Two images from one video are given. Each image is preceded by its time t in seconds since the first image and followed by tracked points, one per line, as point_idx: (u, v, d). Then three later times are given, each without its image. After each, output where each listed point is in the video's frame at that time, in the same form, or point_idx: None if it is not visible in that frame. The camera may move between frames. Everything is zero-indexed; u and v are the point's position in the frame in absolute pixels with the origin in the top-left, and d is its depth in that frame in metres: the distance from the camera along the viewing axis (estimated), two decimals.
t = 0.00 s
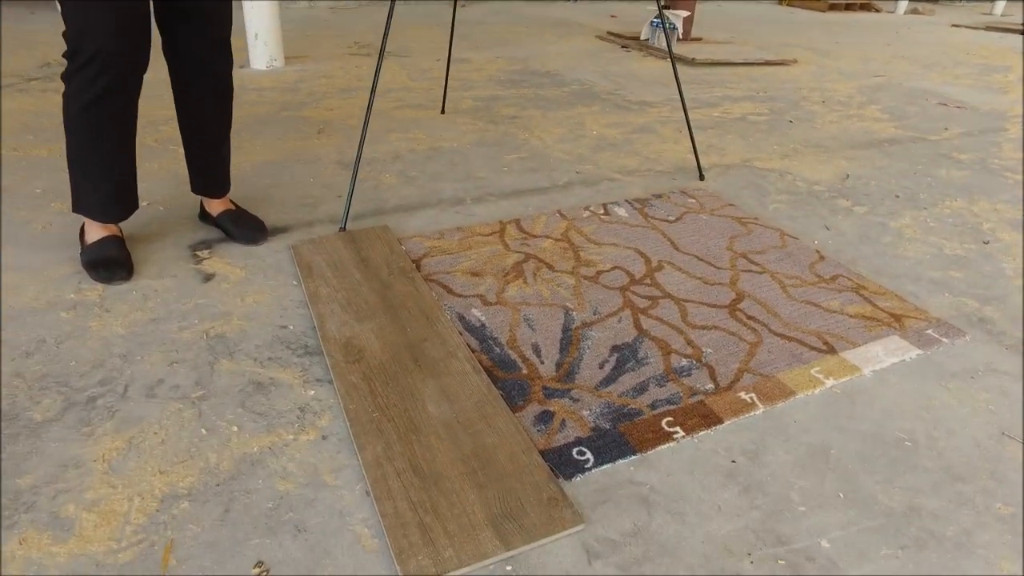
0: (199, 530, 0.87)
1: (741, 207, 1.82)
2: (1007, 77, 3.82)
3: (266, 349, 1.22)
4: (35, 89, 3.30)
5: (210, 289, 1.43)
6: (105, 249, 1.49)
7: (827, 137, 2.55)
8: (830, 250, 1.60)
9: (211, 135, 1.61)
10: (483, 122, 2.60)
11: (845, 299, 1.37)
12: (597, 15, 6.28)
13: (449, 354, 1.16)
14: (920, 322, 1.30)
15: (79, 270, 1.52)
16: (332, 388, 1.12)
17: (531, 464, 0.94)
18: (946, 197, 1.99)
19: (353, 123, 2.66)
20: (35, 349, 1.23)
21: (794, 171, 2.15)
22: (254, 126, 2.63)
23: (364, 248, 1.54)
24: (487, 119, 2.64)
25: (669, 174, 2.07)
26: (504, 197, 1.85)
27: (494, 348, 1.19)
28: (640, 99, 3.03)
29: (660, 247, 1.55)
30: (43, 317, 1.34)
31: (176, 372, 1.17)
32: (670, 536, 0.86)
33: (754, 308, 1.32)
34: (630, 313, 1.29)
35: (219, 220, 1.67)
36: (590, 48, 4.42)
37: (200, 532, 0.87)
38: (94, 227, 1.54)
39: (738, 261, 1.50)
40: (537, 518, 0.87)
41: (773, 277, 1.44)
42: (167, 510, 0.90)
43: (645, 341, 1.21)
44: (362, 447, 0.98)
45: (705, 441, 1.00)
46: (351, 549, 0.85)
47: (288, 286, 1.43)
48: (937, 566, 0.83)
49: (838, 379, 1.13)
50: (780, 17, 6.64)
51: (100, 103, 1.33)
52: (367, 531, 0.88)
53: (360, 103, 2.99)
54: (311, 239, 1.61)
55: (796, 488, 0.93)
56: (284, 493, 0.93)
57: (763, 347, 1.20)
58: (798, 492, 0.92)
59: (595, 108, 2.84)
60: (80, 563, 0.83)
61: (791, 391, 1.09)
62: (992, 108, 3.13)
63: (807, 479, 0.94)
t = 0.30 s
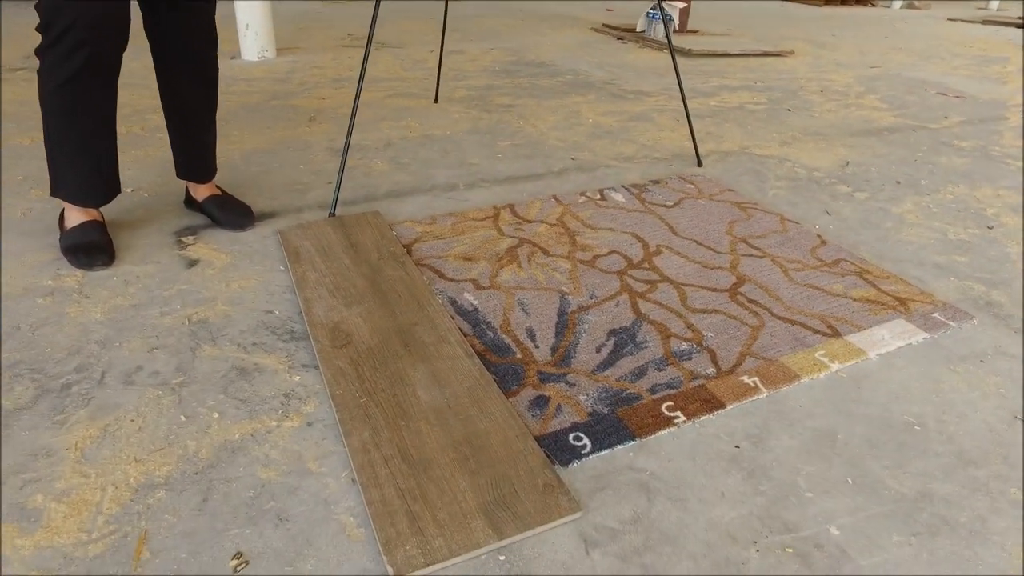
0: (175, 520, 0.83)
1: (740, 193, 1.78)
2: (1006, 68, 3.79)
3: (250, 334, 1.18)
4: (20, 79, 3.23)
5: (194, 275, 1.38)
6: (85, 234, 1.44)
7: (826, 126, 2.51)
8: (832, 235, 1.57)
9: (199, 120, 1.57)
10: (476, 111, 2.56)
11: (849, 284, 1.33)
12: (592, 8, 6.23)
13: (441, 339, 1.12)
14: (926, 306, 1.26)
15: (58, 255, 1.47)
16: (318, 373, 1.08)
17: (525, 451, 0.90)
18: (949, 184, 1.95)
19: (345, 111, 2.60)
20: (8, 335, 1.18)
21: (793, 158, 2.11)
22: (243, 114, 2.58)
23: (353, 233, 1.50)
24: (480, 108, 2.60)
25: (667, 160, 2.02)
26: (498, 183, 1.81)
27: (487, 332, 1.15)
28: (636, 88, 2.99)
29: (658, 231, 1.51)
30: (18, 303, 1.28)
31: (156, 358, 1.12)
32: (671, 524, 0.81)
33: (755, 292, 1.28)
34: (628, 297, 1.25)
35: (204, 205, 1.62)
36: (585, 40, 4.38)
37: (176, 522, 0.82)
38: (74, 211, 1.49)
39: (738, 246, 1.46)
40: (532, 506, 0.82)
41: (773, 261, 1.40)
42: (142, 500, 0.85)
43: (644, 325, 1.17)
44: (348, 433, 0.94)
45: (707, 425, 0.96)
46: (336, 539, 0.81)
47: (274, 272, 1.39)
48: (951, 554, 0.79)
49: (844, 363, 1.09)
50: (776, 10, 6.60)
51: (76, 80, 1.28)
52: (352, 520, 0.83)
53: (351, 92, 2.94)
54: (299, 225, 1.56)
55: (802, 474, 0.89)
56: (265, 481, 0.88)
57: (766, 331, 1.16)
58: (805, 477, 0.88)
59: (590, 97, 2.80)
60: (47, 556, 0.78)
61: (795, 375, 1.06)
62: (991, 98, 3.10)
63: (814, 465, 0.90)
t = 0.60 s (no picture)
0: (155, 521, 0.81)
1: (732, 187, 1.76)
2: (995, 64, 3.80)
3: (235, 331, 1.16)
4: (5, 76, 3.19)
5: (178, 272, 1.36)
6: (67, 232, 1.41)
7: (817, 120, 2.51)
8: (824, 228, 1.56)
9: (184, 114, 1.54)
10: (467, 106, 2.54)
11: (841, 277, 1.32)
12: (584, 5, 6.21)
13: (428, 335, 1.10)
14: (918, 299, 1.25)
15: (38, 253, 1.44)
16: (304, 370, 1.06)
17: (514, 447, 0.88)
18: (939, 177, 1.95)
19: (334, 107, 2.58)
20: None
21: (785, 152, 2.10)
22: (230, 111, 2.55)
23: (341, 229, 1.48)
24: (471, 104, 2.58)
25: (658, 155, 2.01)
26: (488, 178, 1.79)
27: (476, 328, 1.13)
28: (628, 84, 2.97)
29: (649, 225, 1.49)
30: None
31: (138, 356, 1.10)
32: (662, 521, 0.80)
33: (747, 286, 1.27)
34: (618, 292, 1.23)
35: (190, 201, 1.60)
36: (577, 36, 4.36)
37: (156, 523, 0.80)
38: (55, 208, 1.46)
39: (730, 239, 1.45)
40: (520, 503, 0.81)
41: (765, 255, 1.39)
42: (121, 501, 0.83)
43: (635, 320, 1.15)
44: (334, 431, 0.92)
45: (698, 420, 0.94)
46: (320, 539, 0.79)
47: (260, 268, 1.36)
48: (945, 547, 0.78)
49: (836, 356, 1.08)
50: (768, 7, 6.60)
51: (56, 73, 1.25)
52: (337, 519, 0.81)
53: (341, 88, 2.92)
54: (286, 221, 1.54)
55: (795, 468, 0.87)
56: (249, 481, 0.86)
57: (758, 325, 1.15)
58: (797, 472, 0.87)
59: (581, 92, 2.78)
60: (22, 560, 0.76)
61: (787, 368, 1.04)
62: (981, 92, 3.10)
63: (806, 459, 0.89)
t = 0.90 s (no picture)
0: (127, 531, 0.78)
1: (722, 184, 1.75)
2: (984, 60, 3.80)
3: (215, 333, 1.13)
4: None
5: (159, 273, 1.33)
6: (44, 233, 1.38)
7: (808, 117, 2.50)
8: (814, 225, 1.54)
9: (166, 111, 1.51)
10: (455, 104, 2.51)
11: (832, 274, 1.30)
12: (575, 3, 6.19)
13: (412, 337, 1.08)
14: (910, 296, 1.24)
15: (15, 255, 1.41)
16: (285, 373, 1.04)
17: (498, 451, 0.86)
18: (930, 173, 1.94)
19: (321, 106, 2.55)
20: None
21: (775, 149, 2.09)
22: (216, 110, 2.51)
23: (325, 229, 1.45)
24: (459, 101, 2.55)
25: (647, 152, 1.99)
26: (476, 176, 1.77)
27: (461, 328, 1.11)
28: (618, 81, 2.96)
29: (638, 223, 1.47)
30: None
31: (115, 360, 1.07)
32: (650, 526, 0.78)
33: (737, 283, 1.25)
34: (606, 291, 1.21)
35: (171, 201, 1.57)
36: (567, 34, 4.35)
37: (128, 533, 0.78)
38: (31, 209, 1.42)
39: (719, 237, 1.43)
40: (504, 509, 0.79)
41: (755, 252, 1.37)
42: (92, 511, 0.80)
43: (623, 319, 1.13)
44: (314, 435, 0.90)
45: (687, 421, 0.93)
46: (297, 548, 0.77)
47: (242, 269, 1.34)
48: (938, 550, 0.76)
49: (827, 354, 1.06)
50: (758, 5, 6.60)
51: (27, 73, 1.21)
52: (315, 527, 0.79)
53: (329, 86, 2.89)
54: (269, 221, 1.52)
55: (785, 470, 0.86)
56: (225, 488, 0.84)
57: (747, 323, 1.13)
58: (787, 473, 0.85)
59: (571, 90, 2.76)
60: None
61: (778, 368, 1.03)
62: (970, 89, 3.10)
63: (796, 460, 0.87)
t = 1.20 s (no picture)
0: (95, 545, 0.75)
1: (710, 181, 1.73)
2: (972, 56, 3.80)
3: (192, 338, 1.10)
4: None
5: (136, 276, 1.30)
6: (17, 235, 1.34)
7: (797, 113, 2.48)
8: (803, 222, 1.52)
9: (146, 110, 1.48)
10: (442, 102, 2.49)
11: (821, 272, 1.29)
12: None
13: (394, 340, 1.05)
14: (899, 294, 1.22)
15: None
16: (262, 377, 1.01)
17: (479, 457, 0.84)
18: (919, 170, 1.93)
19: (306, 104, 2.52)
20: None
21: (764, 145, 2.07)
22: (199, 109, 2.48)
23: (307, 229, 1.42)
24: (446, 99, 2.53)
25: (635, 150, 1.97)
26: (461, 175, 1.74)
27: (443, 330, 1.08)
28: (606, 78, 2.94)
29: (625, 221, 1.45)
30: None
31: (87, 366, 1.04)
32: (634, 533, 0.76)
33: (724, 282, 1.23)
34: (592, 290, 1.19)
35: (150, 202, 1.54)
36: (556, 31, 4.32)
37: (95, 548, 0.75)
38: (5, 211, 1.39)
39: (707, 235, 1.41)
40: (484, 517, 0.76)
41: (743, 250, 1.35)
42: (58, 524, 0.77)
43: (608, 319, 1.11)
44: (290, 442, 0.87)
45: (673, 425, 0.91)
46: (271, 560, 0.74)
47: (221, 271, 1.31)
48: (928, 555, 0.74)
49: (816, 355, 1.04)
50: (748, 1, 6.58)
51: None
52: (290, 537, 0.77)
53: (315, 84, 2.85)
54: (250, 221, 1.49)
55: (772, 473, 0.84)
56: (198, 498, 0.81)
57: (735, 323, 1.11)
58: (775, 477, 0.83)
59: (559, 87, 2.74)
60: None
61: (765, 368, 1.01)
62: (959, 85, 3.10)
63: (784, 463, 0.85)
